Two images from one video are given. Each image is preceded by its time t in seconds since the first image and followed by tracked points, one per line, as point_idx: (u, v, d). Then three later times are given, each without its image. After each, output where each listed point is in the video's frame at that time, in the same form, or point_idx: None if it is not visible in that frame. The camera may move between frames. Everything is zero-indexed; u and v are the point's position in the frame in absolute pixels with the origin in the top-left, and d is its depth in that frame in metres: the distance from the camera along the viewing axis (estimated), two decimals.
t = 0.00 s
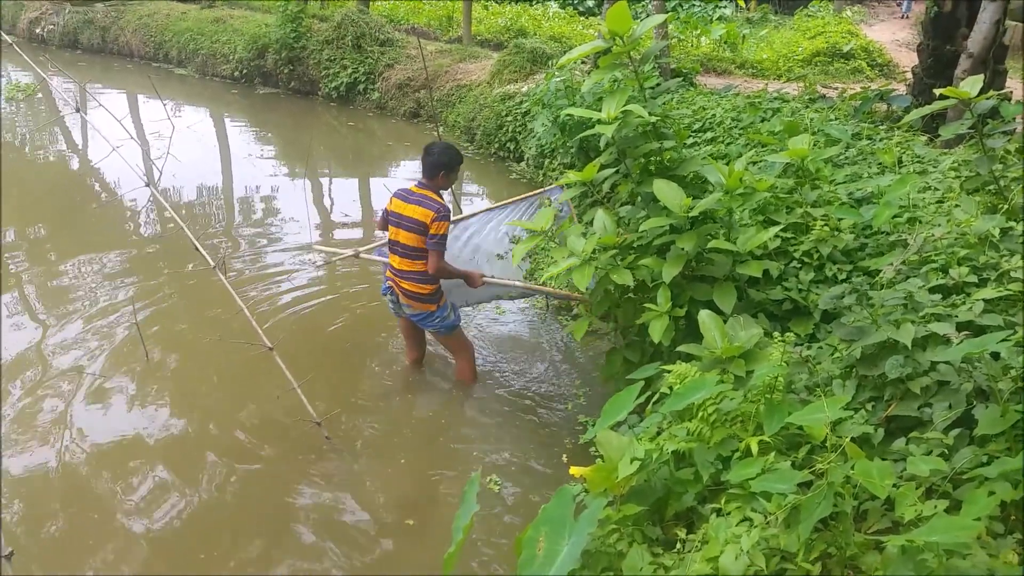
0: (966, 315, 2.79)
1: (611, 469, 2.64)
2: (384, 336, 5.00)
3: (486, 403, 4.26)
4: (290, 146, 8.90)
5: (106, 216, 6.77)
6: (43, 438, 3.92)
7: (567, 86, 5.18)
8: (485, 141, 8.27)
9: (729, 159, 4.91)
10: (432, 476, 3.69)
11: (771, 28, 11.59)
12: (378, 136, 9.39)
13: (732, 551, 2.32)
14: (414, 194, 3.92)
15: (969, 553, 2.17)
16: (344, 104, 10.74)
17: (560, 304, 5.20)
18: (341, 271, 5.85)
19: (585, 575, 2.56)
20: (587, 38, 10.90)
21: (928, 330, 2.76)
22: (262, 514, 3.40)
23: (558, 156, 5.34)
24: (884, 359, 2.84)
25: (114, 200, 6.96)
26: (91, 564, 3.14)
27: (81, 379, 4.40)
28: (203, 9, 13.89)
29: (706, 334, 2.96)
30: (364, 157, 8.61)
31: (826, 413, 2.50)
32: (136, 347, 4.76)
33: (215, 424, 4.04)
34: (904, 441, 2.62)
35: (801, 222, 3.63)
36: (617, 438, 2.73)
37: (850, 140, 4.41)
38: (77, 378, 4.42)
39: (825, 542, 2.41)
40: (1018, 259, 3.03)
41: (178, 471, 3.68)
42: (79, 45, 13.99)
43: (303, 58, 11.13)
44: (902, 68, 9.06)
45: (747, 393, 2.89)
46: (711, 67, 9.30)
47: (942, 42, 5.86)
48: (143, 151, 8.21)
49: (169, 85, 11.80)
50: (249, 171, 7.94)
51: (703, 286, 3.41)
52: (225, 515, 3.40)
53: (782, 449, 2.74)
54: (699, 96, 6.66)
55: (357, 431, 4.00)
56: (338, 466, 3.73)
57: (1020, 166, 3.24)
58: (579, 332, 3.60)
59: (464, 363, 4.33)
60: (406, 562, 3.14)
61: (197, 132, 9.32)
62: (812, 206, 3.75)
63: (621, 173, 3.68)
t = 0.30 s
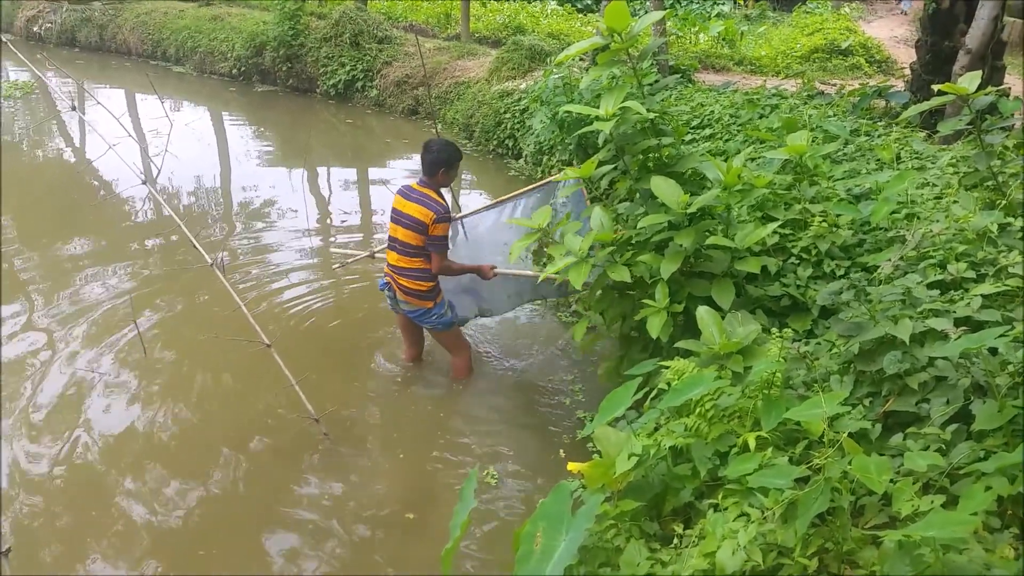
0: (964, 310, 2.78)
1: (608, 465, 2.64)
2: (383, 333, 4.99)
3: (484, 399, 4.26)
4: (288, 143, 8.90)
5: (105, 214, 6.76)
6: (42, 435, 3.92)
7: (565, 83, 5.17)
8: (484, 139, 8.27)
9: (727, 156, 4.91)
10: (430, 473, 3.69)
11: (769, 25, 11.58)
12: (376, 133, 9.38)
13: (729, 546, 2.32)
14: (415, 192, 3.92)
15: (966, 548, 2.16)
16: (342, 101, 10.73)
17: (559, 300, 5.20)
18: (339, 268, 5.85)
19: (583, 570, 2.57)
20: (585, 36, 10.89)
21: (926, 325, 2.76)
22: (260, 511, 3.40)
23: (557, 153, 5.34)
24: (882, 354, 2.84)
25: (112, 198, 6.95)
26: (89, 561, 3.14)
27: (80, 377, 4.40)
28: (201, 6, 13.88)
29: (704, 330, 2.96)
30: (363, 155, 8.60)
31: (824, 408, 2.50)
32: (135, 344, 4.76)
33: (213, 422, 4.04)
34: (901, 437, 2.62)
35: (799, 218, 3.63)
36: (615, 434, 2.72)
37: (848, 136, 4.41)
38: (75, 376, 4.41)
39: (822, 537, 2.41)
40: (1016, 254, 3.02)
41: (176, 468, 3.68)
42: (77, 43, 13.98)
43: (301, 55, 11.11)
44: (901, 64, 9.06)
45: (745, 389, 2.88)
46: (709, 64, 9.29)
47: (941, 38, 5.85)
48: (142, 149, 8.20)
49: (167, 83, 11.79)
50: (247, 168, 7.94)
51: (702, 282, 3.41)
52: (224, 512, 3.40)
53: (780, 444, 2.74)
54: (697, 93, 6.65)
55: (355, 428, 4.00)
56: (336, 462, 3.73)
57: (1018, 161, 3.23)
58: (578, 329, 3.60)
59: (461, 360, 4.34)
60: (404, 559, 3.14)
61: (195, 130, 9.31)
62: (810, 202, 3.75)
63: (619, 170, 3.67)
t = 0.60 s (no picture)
0: (964, 307, 2.78)
1: (608, 463, 2.63)
2: (383, 331, 4.99)
3: (485, 397, 4.26)
4: (288, 141, 8.89)
5: (104, 213, 6.76)
6: (42, 435, 3.92)
7: (565, 80, 5.17)
8: (483, 137, 8.27)
9: (727, 153, 4.91)
10: (431, 471, 3.69)
11: (769, 22, 11.57)
12: (376, 131, 9.37)
13: (730, 544, 2.32)
14: (419, 189, 3.91)
15: (967, 544, 2.16)
16: (342, 99, 10.72)
17: (560, 298, 5.20)
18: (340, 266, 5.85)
19: (584, 568, 2.57)
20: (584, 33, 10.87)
21: (926, 322, 2.76)
22: (261, 510, 3.40)
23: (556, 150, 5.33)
24: (882, 351, 2.85)
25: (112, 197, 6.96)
26: (90, 560, 3.14)
27: (80, 377, 4.40)
28: (200, 4, 13.87)
29: (704, 327, 2.96)
30: (362, 153, 8.59)
31: (824, 405, 2.50)
32: (135, 344, 4.76)
33: (214, 421, 4.04)
34: (902, 434, 2.62)
35: (799, 215, 3.63)
36: (615, 432, 2.70)
37: (848, 133, 4.40)
38: (76, 375, 4.41)
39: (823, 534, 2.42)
40: (1016, 251, 3.02)
41: (176, 467, 3.68)
42: (76, 42, 13.97)
43: (300, 53, 11.10)
44: (900, 61, 9.05)
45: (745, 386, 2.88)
46: (709, 61, 9.28)
47: (940, 35, 5.85)
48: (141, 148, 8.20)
49: (167, 81, 11.77)
50: (247, 167, 7.93)
51: (702, 279, 3.41)
52: (225, 511, 3.40)
53: (780, 442, 2.74)
54: (697, 90, 6.65)
55: (356, 426, 4.00)
56: (337, 461, 3.73)
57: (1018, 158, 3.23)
58: (577, 326, 3.60)
59: (461, 359, 4.33)
60: (405, 557, 3.14)
61: (194, 128, 9.30)
62: (810, 199, 3.75)
63: (619, 167, 3.67)
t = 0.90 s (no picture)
0: (964, 307, 2.78)
1: (609, 463, 2.64)
2: (384, 332, 5.00)
3: (486, 398, 4.26)
4: (288, 142, 8.89)
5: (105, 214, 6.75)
6: (43, 436, 3.92)
7: (565, 81, 5.18)
8: (483, 137, 8.27)
9: (727, 153, 4.91)
10: (432, 472, 3.70)
11: (769, 22, 11.57)
12: (376, 132, 9.38)
13: (732, 544, 2.32)
14: (420, 188, 3.90)
15: (968, 544, 2.16)
16: (342, 100, 10.72)
17: (561, 298, 5.21)
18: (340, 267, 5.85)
19: (585, 569, 2.56)
20: (584, 33, 10.88)
21: (926, 322, 2.76)
22: (263, 511, 3.40)
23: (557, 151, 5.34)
24: (882, 351, 2.84)
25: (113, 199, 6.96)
26: (92, 562, 3.14)
27: (81, 378, 4.39)
28: (200, 6, 13.88)
29: (705, 328, 2.95)
30: (362, 154, 8.59)
31: (825, 406, 2.50)
32: (136, 344, 4.76)
33: (215, 423, 4.03)
34: (903, 434, 2.62)
35: (799, 215, 3.63)
36: (616, 432, 2.69)
37: (848, 132, 4.40)
38: (77, 376, 4.41)
39: (824, 535, 2.42)
40: (1016, 251, 3.02)
41: (178, 468, 3.68)
42: (76, 43, 13.98)
43: (300, 54, 11.10)
44: (901, 61, 9.05)
45: (746, 387, 2.88)
46: (709, 61, 9.28)
47: (941, 34, 5.84)
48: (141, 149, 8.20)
49: (167, 82, 11.78)
50: (248, 168, 7.93)
51: (702, 279, 3.40)
52: (226, 512, 3.40)
53: (781, 442, 2.74)
54: (697, 90, 6.65)
55: (356, 427, 4.00)
56: (339, 462, 3.73)
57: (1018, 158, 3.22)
58: (579, 328, 3.60)
59: (462, 358, 4.34)
60: (406, 559, 3.14)
61: (195, 129, 9.31)
62: (810, 199, 3.75)
63: (619, 167, 3.66)
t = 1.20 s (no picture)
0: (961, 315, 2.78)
1: (606, 471, 2.64)
2: (382, 338, 5.00)
3: (484, 404, 4.26)
4: (288, 148, 8.91)
5: (105, 220, 6.75)
6: (40, 443, 3.91)
7: (564, 88, 5.20)
8: (483, 144, 8.29)
9: (726, 160, 4.91)
10: (429, 478, 3.69)
11: (768, 30, 11.60)
12: (376, 138, 9.40)
13: (727, 552, 2.31)
14: (419, 195, 3.91)
15: (963, 553, 2.15)
16: (342, 106, 10.74)
17: (559, 305, 5.21)
18: (339, 272, 5.86)
19: None
20: (584, 40, 10.92)
21: (923, 330, 2.76)
22: (260, 517, 3.40)
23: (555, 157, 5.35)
24: (879, 359, 2.84)
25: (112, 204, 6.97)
26: (90, 567, 3.14)
27: (78, 384, 4.38)
28: (201, 12, 13.92)
29: (702, 335, 2.96)
30: (362, 160, 8.61)
31: (822, 413, 2.49)
32: (134, 349, 4.76)
33: (213, 428, 4.03)
34: (899, 441, 2.62)
35: (797, 223, 3.63)
36: (614, 441, 2.72)
37: (846, 140, 4.41)
38: (74, 382, 4.41)
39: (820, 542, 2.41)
40: (1013, 259, 3.02)
41: (176, 474, 3.67)
42: (77, 49, 14.01)
43: (301, 60, 11.13)
44: (899, 69, 9.08)
45: (742, 394, 2.88)
46: (708, 69, 9.30)
47: (940, 43, 5.86)
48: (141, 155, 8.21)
49: (168, 89, 11.80)
50: (247, 174, 7.94)
51: (700, 287, 3.40)
52: (222, 518, 3.39)
53: (777, 450, 2.73)
54: (696, 97, 6.66)
55: (354, 433, 4.00)
56: (336, 467, 3.73)
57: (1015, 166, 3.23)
58: (578, 337, 3.56)
59: (463, 363, 4.34)
60: (402, 565, 3.13)
61: (195, 135, 9.33)
62: (808, 207, 3.75)
63: (618, 174, 3.67)
